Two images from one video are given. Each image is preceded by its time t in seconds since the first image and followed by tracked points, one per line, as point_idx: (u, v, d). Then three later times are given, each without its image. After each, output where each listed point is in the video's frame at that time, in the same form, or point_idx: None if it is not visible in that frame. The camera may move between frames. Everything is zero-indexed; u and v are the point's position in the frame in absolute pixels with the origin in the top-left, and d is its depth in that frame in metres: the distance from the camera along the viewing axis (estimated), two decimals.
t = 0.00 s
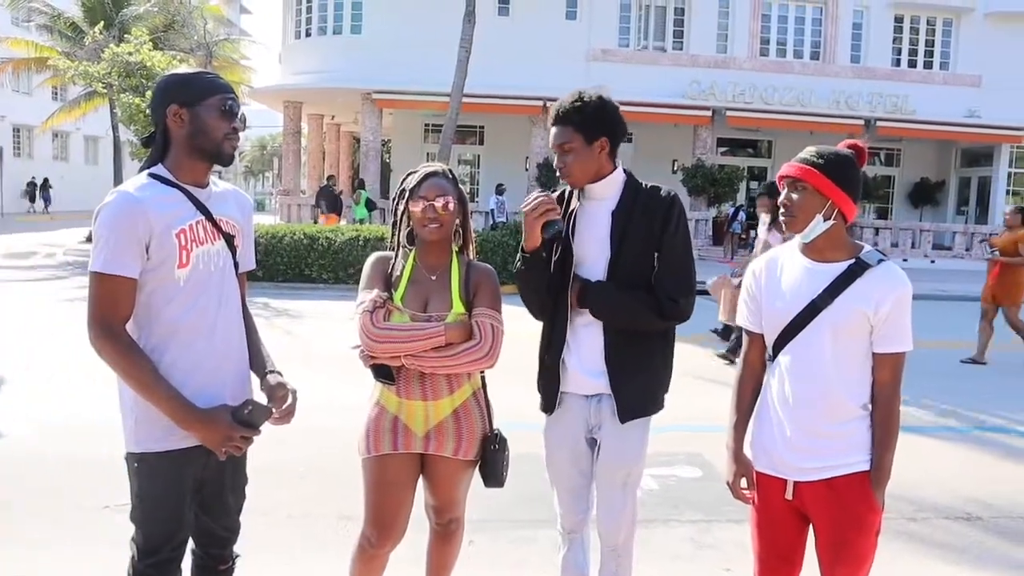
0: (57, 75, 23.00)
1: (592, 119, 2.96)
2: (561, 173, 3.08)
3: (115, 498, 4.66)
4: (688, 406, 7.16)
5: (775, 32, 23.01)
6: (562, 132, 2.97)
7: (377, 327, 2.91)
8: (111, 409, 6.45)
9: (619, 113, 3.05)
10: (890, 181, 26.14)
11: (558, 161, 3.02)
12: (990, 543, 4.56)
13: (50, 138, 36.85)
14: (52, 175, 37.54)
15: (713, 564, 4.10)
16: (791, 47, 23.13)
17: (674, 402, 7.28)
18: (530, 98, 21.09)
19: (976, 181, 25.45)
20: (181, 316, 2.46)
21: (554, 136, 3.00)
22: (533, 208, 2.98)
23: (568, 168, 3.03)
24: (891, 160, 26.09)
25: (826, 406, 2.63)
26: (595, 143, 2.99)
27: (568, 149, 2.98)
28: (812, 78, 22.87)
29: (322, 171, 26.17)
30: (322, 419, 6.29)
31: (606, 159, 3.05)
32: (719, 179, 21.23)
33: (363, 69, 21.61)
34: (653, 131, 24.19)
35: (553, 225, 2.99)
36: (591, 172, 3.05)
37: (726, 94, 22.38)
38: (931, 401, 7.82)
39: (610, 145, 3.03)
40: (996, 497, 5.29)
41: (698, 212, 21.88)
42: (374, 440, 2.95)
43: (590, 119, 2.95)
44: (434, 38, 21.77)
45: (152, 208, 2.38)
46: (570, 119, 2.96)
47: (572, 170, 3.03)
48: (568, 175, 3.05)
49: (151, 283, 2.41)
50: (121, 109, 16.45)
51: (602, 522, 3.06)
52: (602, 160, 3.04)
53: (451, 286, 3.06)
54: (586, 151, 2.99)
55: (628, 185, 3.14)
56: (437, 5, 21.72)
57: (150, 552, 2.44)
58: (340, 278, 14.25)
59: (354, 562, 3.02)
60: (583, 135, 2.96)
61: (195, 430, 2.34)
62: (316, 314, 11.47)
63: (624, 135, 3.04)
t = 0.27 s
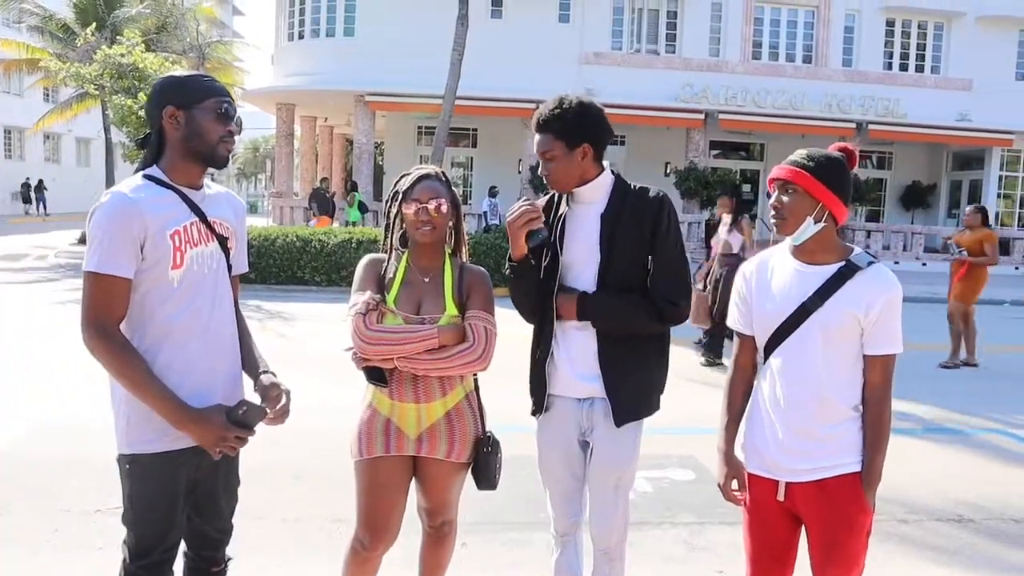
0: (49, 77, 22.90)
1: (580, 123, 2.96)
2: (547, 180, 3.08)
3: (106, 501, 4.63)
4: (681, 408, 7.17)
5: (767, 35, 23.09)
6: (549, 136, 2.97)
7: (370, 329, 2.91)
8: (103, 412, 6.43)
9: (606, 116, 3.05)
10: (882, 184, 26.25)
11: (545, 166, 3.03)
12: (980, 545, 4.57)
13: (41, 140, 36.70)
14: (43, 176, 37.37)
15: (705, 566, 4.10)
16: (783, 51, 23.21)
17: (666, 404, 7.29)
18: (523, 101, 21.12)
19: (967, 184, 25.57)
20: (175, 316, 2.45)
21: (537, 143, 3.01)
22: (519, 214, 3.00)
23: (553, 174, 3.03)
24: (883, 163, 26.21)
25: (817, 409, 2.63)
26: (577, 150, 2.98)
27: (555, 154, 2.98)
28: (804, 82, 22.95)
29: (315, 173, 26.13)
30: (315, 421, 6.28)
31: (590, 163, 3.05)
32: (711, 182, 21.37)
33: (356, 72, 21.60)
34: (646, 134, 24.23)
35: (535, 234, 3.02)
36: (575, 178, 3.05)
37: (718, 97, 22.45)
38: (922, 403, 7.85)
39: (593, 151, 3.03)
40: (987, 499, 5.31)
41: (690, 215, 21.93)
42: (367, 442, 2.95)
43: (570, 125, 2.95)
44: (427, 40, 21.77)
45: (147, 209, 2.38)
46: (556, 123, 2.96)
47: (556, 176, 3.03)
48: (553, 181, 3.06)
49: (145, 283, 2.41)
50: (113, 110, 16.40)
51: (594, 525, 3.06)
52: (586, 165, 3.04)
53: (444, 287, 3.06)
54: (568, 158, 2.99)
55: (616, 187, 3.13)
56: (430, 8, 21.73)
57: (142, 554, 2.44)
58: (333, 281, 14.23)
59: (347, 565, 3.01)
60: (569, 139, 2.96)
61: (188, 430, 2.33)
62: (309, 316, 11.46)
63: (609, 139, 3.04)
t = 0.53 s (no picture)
0: (44, 78, 22.80)
1: (572, 127, 2.93)
2: (539, 182, 3.06)
3: (100, 503, 4.61)
4: (678, 410, 7.16)
5: (763, 38, 23.13)
6: (539, 140, 2.94)
7: (365, 331, 2.89)
8: (97, 415, 6.39)
9: (598, 119, 3.01)
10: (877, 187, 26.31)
11: (539, 171, 3.00)
12: (976, 547, 4.57)
13: (36, 141, 36.60)
14: (38, 177, 37.23)
15: (701, 569, 4.09)
16: (779, 53, 23.25)
17: (663, 406, 7.28)
18: (519, 104, 21.12)
19: (962, 187, 25.64)
20: (176, 316, 2.43)
21: (528, 147, 2.99)
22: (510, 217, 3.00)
23: (544, 177, 3.02)
24: (878, 166, 26.26)
25: (818, 410, 2.63)
26: (568, 154, 2.96)
27: (548, 159, 2.96)
28: (800, 84, 22.98)
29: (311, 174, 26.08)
30: (310, 424, 6.26)
31: (582, 166, 3.02)
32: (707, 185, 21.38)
33: (352, 73, 21.57)
34: (642, 137, 24.25)
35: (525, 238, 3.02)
36: (568, 180, 3.02)
37: (714, 99, 22.46)
38: (918, 405, 7.86)
39: (585, 154, 3.00)
40: (981, 501, 5.31)
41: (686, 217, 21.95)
42: (363, 444, 2.93)
43: (561, 130, 2.92)
44: (424, 42, 21.76)
45: (151, 210, 2.36)
46: (548, 129, 2.93)
47: (547, 180, 3.01)
48: (545, 184, 3.03)
49: (147, 283, 2.39)
50: (108, 112, 16.34)
51: (589, 527, 3.04)
52: (578, 168, 3.01)
53: (440, 288, 3.05)
54: (558, 162, 2.97)
55: (610, 188, 3.11)
56: (427, 10, 21.72)
57: (138, 553, 2.41)
58: (330, 282, 14.21)
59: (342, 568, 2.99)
60: (560, 145, 2.93)
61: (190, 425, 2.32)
62: (305, 318, 11.43)
63: (602, 140, 3.01)
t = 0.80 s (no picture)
0: (39, 79, 22.75)
1: (568, 130, 2.93)
2: (534, 187, 3.07)
3: (95, 505, 4.60)
4: (674, 412, 7.17)
5: (758, 40, 23.18)
6: (535, 145, 2.95)
7: (359, 332, 2.89)
8: (92, 417, 6.38)
9: (594, 122, 3.02)
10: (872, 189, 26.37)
11: (536, 173, 3.00)
12: (970, 547, 4.58)
13: (31, 142, 36.54)
14: (33, 179, 37.17)
15: (697, 570, 4.10)
16: (774, 56, 23.30)
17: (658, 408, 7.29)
18: (515, 106, 21.13)
19: (956, 189, 25.74)
20: (180, 317, 2.43)
21: (523, 152, 2.99)
22: (487, 232, 2.97)
23: (540, 181, 3.02)
24: (873, 168, 26.32)
25: (823, 414, 2.63)
26: (565, 158, 2.96)
27: (547, 163, 2.96)
28: (795, 87, 23.01)
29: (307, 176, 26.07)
30: (306, 426, 6.25)
31: (577, 170, 3.02)
32: (703, 187, 21.36)
33: (349, 75, 21.57)
34: (638, 139, 24.28)
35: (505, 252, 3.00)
36: (563, 183, 3.02)
37: (710, 101, 22.50)
38: (914, 406, 7.88)
39: (580, 158, 3.00)
40: (976, 501, 5.33)
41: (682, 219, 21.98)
42: (358, 446, 2.93)
43: (555, 134, 2.92)
44: (420, 44, 21.76)
45: (160, 211, 2.36)
46: (543, 132, 2.93)
47: (543, 184, 3.02)
48: (541, 187, 3.04)
49: (153, 285, 2.38)
50: (103, 113, 16.32)
51: (584, 531, 3.04)
52: (573, 172, 3.02)
53: (434, 289, 3.05)
54: (555, 166, 2.97)
55: (606, 191, 3.12)
56: (423, 12, 21.73)
57: (143, 552, 2.41)
58: (325, 284, 14.20)
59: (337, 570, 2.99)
60: (556, 149, 2.94)
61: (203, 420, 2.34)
62: (301, 320, 11.42)
63: (595, 143, 3.00)
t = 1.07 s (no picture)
0: (34, 80, 22.69)
1: (566, 135, 2.92)
2: (532, 193, 3.06)
3: (90, 506, 4.59)
4: (671, 412, 7.17)
5: (755, 42, 23.22)
6: (532, 151, 2.93)
7: (355, 334, 2.88)
8: (86, 418, 6.36)
9: (590, 128, 3.01)
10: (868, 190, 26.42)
11: (533, 179, 2.98)
12: (967, 548, 4.58)
13: (26, 143, 36.44)
14: (27, 180, 37.07)
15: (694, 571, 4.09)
16: (770, 57, 23.33)
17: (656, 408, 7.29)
18: (511, 107, 21.13)
19: (952, 191, 25.79)
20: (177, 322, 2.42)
21: (522, 159, 2.97)
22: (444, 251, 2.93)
23: (538, 188, 3.00)
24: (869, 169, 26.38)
25: (828, 418, 2.63)
26: (563, 167, 2.95)
27: (544, 170, 2.95)
28: (791, 88, 23.04)
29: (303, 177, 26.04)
30: (302, 427, 6.24)
31: (576, 177, 3.01)
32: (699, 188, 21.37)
33: (345, 77, 21.56)
34: (635, 140, 24.29)
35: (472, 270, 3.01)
36: (561, 189, 3.01)
37: (706, 103, 22.51)
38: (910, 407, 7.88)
39: (578, 165, 2.99)
40: (973, 502, 5.33)
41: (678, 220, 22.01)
42: (354, 447, 2.92)
43: (554, 142, 2.91)
44: (416, 45, 21.75)
45: (168, 213, 2.33)
46: (540, 137, 2.92)
47: (541, 191, 3.00)
48: (538, 194, 3.02)
49: (152, 288, 2.35)
50: (98, 114, 16.28)
51: (582, 534, 3.03)
52: (572, 179, 3.00)
53: (430, 291, 3.04)
54: (554, 173, 2.95)
55: (604, 193, 3.10)
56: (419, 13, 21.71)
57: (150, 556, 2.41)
58: (322, 285, 14.17)
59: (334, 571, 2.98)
60: (555, 156, 2.92)
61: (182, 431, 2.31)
62: (297, 321, 11.40)
63: (592, 149, 2.99)
